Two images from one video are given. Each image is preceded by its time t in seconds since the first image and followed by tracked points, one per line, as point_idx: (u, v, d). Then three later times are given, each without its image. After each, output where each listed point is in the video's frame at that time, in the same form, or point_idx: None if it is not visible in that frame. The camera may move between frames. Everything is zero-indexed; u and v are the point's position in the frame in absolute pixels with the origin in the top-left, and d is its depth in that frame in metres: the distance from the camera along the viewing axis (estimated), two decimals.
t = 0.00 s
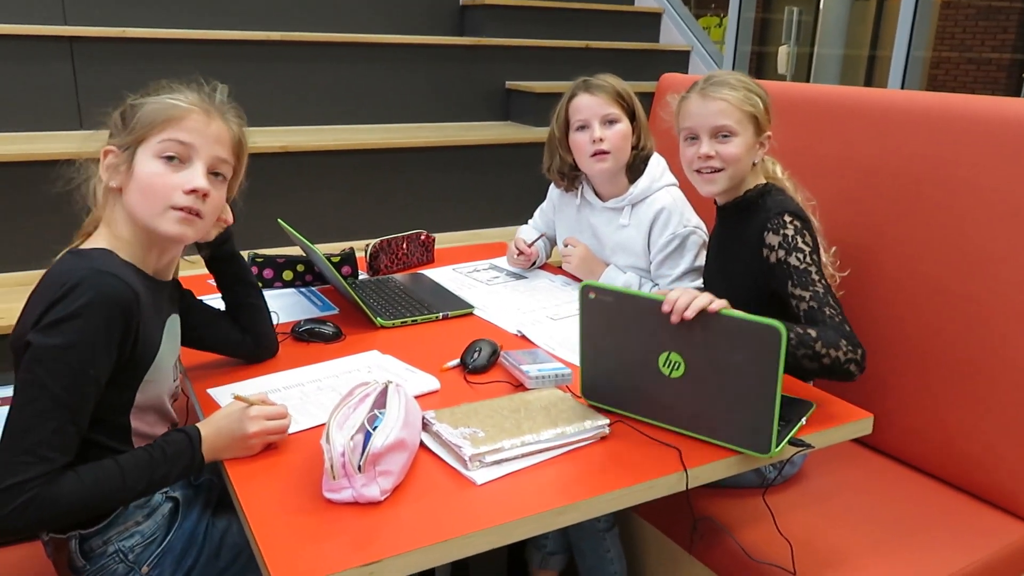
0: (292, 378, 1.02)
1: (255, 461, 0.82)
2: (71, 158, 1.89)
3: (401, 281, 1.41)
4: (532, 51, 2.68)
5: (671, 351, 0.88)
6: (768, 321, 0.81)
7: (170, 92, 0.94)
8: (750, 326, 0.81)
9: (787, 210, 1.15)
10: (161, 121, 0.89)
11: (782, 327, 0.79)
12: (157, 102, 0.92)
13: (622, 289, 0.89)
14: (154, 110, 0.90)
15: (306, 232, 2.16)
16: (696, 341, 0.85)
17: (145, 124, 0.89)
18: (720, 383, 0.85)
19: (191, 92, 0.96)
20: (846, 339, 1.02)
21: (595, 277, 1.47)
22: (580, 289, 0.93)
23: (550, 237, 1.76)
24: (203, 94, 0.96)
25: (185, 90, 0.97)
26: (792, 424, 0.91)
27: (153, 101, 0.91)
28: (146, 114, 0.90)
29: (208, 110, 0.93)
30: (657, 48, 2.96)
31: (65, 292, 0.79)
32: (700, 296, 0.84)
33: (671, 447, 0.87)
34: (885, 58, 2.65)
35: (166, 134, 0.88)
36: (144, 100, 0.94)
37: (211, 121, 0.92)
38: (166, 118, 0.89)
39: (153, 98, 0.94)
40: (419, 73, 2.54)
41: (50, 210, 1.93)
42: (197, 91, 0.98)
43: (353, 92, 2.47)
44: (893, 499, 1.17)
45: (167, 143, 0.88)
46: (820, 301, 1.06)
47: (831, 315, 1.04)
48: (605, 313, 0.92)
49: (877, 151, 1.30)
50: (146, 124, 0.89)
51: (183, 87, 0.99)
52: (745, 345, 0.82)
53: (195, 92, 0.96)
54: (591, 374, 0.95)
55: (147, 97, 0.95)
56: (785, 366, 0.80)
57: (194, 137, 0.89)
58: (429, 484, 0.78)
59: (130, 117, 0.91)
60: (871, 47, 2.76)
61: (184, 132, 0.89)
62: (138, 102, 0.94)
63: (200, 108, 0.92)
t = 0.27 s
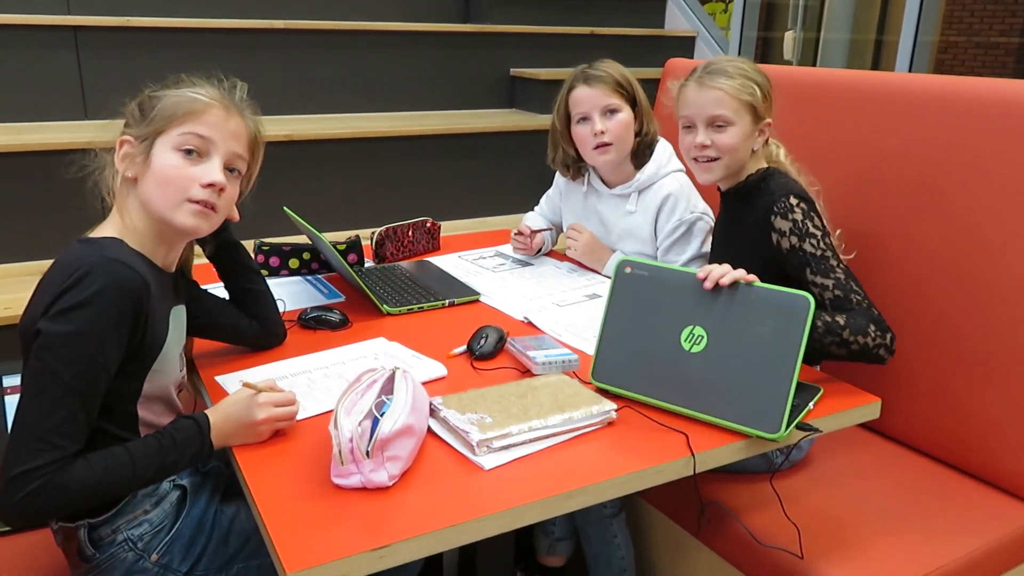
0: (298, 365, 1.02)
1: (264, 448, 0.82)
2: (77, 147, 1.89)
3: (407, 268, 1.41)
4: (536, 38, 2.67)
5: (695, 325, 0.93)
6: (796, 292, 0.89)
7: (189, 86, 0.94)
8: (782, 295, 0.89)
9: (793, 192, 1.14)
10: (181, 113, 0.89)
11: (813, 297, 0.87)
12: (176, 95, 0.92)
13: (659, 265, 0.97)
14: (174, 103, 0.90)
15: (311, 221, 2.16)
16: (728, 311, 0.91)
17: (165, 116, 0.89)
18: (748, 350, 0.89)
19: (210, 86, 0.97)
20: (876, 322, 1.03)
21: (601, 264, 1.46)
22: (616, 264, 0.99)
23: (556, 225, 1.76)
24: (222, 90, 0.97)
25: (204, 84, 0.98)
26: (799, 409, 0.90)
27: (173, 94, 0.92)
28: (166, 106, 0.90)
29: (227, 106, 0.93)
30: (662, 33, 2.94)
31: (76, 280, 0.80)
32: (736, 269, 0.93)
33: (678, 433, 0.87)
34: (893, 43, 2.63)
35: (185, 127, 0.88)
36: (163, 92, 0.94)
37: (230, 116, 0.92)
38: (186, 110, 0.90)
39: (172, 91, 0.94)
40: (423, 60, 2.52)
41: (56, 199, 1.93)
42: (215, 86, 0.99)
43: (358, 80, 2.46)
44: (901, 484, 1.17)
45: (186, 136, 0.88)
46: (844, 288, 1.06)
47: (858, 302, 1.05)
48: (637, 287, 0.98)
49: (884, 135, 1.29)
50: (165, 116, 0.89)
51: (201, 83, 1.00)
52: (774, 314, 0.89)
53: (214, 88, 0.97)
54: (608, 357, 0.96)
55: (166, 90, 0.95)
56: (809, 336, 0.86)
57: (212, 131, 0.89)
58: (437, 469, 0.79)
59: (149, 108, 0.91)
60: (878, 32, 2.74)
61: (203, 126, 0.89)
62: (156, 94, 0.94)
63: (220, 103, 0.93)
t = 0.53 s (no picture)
0: (304, 366, 1.03)
1: (270, 449, 0.83)
2: (83, 151, 1.90)
3: (411, 270, 1.42)
4: (539, 40, 2.68)
5: (707, 327, 0.96)
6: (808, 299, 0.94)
7: (197, 93, 0.95)
8: (795, 301, 0.94)
9: (797, 193, 1.15)
10: (191, 122, 0.90)
11: (823, 305, 0.92)
12: (185, 102, 0.92)
13: (676, 272, 1.03)
14: (183, 111, 0.91)
15: (316, 223, 2.17)
16: (741, 315, 0.95)
17: (174, 125, 0.90)
18: (758, 352, 0.92)
19: (218, 93, 0.97)
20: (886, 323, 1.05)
21: (604, 265, 1.47)
22: (633, 272, 1.05)
23: (559, 227, 1.76)
24: (230, 96, 0.97)
25: (211, 89, 0.98)
26: (803, 408, 0.91)
27: (182, 101, 0.92)
28: (175, 114, 0.90)
29: (235, 113, 0.94)
30: (665, 35, 2.95)
31: (89, 285, 0.80)
32: (751, 278, 0.97)
33: (681, 431, 0.87)
34: (896, 43, 2.63)
35: (195, 136, 0.89)
36: (171, 99, 0.94)
37: (239, 125, 0.93)
38: (195, 119, 0.90)
39: (179, 97, 0.94)
40: (427, 63, 2.53)
41: (62, 203, 1.94)
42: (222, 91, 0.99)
43: (361, 83, 2.47)
44: (906, 483, 1.17)
45: (196, 146, 0.89)
46: (853, 294, 1.07)
47: (868, 307, 1.06)
48: (653, 291, 1.02)
49: (886, 135, 1.29)
50: (175, 124, 0.90)
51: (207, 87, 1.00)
52: (784, 317, 0.93)
53: (221, 94, 0.97)
54: (613, 357, 0.97)
55: (174, 96, 0.95)
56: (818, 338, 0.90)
57: (223, 140, 0.90)
58: (442, 468, 0.79)
59: (157, 116, 0.92)
60: (881, 32, 2.74)
61: (213, 135, 0.90)
62: (164, 100, 0.95)
63: (229, 111, 0.93)
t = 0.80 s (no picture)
0: (307, 360, 1.03)
1: (274, 442, 0.83)
2: (85, 148, 1.90)
3: (414, 265, 1.42)
4: (541, 36, 2.68)
5: (710, 322, 0.97)
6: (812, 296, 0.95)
7: (204, 96, 0.95)
8: (799, 297, 0.95)
9: (800, 187, 1.15)
10: (199, 126, 0.90)
11: (826, 301, 0.93)
12: (193, 105, 0.93)
13: (679, 270, 1.03)
14: (190, 114, 0.91)
15: (318, 219, 2.17)
16: (746, 311, 0.96)
17: (182, 128, 0.90)
18: (763, 348, 0.92)
19: (224, 95, 0.97)
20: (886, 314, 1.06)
21: (607, 260, 1.47)
22: (638, 270, 1.06)
23: (561, 222, 1.77)
24: (235, 99, 0.98)
25: (216, 91, 0.99)
26: (805, 401, 0.91)
27: (189, 104, 0.93)
28: (183, 117, 0.91)
29: (242, 118, 0.94)
30: (666, 30, 2.95)
31: (98, 280, 0.81)
32: (755, 277, 0.98)
33: (684, 424, 0.88)
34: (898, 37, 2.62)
35: (203, 141, 0.90)
36: (177, 101, 0.94)
37: (245, 129, 0.94)
38: (203, 123, 0.91)
39: (185, 100, 0.94)
40: (428, 59, 2.53)
41: (65, 199, 1.94)
42: (227, 93, 0.99)
43: (363, 78, 2.47)
44: (908, 477, 1.17)
45: (203, 150, 0.90)
46: (855, 288, 1.08)
47: (870, 301, 1.07)
48: (658, 288, 1.03)
49: (887, 129, 1.29)
50: (182, 128, 0.90)
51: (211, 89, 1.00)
52: (787, 313, 0.94)
53: (227, 97, 0.97)
54: (615, 351, 0.98)
55: (180, 97, 0.95)
56: (821, 333, 0.91)
57: (229, 145, 0.91)
58: (446, 461, 0.80)
59: (164, 118, 0.92)
60: (883, 26, 2.73)
61: (220, 140, 0.91)
62: (170, 101, 0.95)
63: (235, 116, 0.94)
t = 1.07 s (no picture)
0: (313, 365, 1.04)
1: (281, 448, 0.84)
2: (92, 155, 1.92)
3: (418, 270, 1.42)
4: (544, 42, 2.69)
5: (715, 328, 0.97)
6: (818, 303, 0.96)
7: (218, 110, 0.96)
8: (805, 304, 0.95)
9: (805, 193, 1.15)
10: (212, 141, 0.91)
11: (831, 308, 0.93)
12: (207, 120, 0.93)
13: (683, 276, 1.04)
14: (204, 129, 0.92)
15: (323, 225, 2.18)
16: (751, 318, 0.96)
17: (195, 142, 0.91)
18: (769, 353, 0.92)
19: (236, 110, 0.98)
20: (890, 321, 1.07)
21: (611, 264, 1.47)
22: (643, 277, 1.06)
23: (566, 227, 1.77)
24: (248, 115, 0.98)
25: (230, 105, 0.99)
26: (809, 405, 0.91)
27: (203, 118, 0.93)
28: (197, 132, 0.91)
29: (255, 134, 0.95)
30: (669, 35, 2.95)
31: (109, 283, 0.82)
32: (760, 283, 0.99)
33: (688, 429, 0.88)
34: (901, 42, 2.63)
35: (216, 156, 0.91)
36: (191, 114, 0.95)
37: (258, 145, 0.94)
38: (217, 139, 0.91)
39: (199, 113, 0.95)
40: (432, 65, 2.54)
41: (73, 206, 1.96)
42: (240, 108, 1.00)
43: (368, 85, 2.48)
44: (913, 481, 1.17)
45: (216, 165, 0.91)
46: (860, 295, 1.08)
47: (874, 307, 1.07)
48: (662, 294, 1.03)
49: (890, 133, 1.29)
50: (196, 142, 0.91)
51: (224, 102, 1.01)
52: (792, 319, 0.94)
53: (240, 112, 0.98)
54: (621, 356, 0.98)
55: (194, 111, 0.96)
56: (826, 339, 0.91)
57: (242, 161, 0.92)
58: (451, 465, 0.80)
59: (178, 132, 0.92)
60: (886, 31, 2.74)
61: (233, 155, 0.92)
62: (184, 115, 0.95)
63: (249, 132, 0.94)
